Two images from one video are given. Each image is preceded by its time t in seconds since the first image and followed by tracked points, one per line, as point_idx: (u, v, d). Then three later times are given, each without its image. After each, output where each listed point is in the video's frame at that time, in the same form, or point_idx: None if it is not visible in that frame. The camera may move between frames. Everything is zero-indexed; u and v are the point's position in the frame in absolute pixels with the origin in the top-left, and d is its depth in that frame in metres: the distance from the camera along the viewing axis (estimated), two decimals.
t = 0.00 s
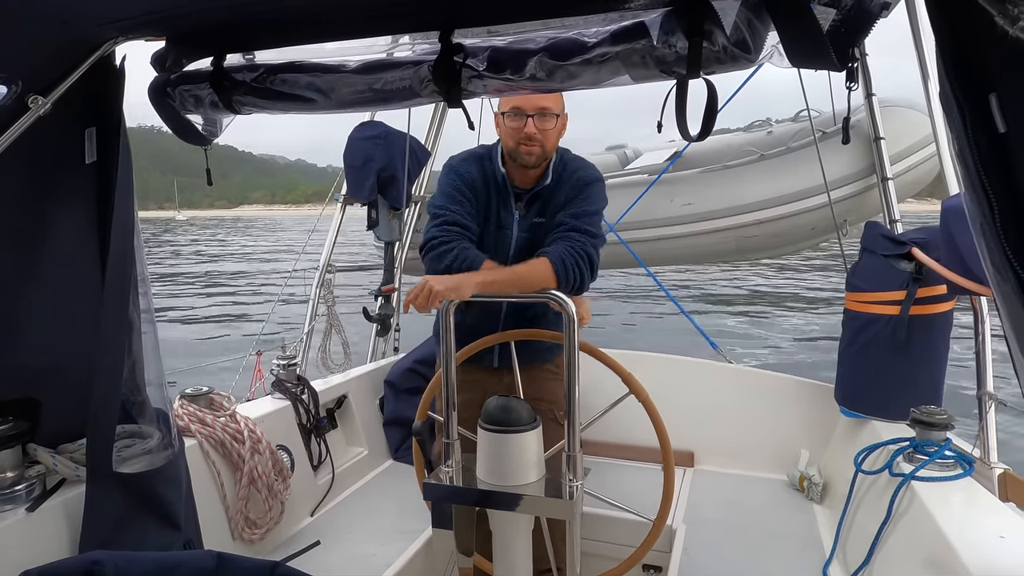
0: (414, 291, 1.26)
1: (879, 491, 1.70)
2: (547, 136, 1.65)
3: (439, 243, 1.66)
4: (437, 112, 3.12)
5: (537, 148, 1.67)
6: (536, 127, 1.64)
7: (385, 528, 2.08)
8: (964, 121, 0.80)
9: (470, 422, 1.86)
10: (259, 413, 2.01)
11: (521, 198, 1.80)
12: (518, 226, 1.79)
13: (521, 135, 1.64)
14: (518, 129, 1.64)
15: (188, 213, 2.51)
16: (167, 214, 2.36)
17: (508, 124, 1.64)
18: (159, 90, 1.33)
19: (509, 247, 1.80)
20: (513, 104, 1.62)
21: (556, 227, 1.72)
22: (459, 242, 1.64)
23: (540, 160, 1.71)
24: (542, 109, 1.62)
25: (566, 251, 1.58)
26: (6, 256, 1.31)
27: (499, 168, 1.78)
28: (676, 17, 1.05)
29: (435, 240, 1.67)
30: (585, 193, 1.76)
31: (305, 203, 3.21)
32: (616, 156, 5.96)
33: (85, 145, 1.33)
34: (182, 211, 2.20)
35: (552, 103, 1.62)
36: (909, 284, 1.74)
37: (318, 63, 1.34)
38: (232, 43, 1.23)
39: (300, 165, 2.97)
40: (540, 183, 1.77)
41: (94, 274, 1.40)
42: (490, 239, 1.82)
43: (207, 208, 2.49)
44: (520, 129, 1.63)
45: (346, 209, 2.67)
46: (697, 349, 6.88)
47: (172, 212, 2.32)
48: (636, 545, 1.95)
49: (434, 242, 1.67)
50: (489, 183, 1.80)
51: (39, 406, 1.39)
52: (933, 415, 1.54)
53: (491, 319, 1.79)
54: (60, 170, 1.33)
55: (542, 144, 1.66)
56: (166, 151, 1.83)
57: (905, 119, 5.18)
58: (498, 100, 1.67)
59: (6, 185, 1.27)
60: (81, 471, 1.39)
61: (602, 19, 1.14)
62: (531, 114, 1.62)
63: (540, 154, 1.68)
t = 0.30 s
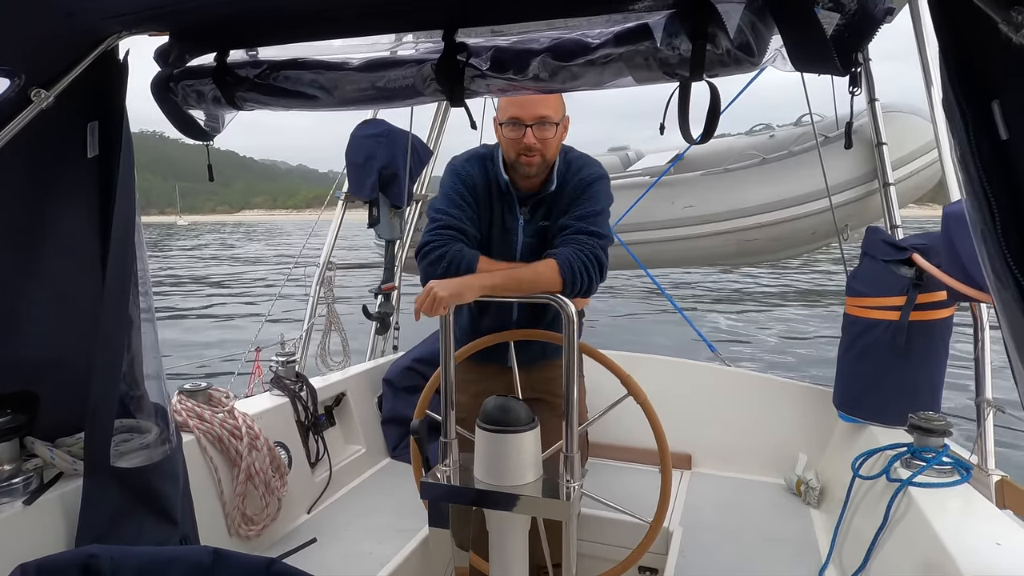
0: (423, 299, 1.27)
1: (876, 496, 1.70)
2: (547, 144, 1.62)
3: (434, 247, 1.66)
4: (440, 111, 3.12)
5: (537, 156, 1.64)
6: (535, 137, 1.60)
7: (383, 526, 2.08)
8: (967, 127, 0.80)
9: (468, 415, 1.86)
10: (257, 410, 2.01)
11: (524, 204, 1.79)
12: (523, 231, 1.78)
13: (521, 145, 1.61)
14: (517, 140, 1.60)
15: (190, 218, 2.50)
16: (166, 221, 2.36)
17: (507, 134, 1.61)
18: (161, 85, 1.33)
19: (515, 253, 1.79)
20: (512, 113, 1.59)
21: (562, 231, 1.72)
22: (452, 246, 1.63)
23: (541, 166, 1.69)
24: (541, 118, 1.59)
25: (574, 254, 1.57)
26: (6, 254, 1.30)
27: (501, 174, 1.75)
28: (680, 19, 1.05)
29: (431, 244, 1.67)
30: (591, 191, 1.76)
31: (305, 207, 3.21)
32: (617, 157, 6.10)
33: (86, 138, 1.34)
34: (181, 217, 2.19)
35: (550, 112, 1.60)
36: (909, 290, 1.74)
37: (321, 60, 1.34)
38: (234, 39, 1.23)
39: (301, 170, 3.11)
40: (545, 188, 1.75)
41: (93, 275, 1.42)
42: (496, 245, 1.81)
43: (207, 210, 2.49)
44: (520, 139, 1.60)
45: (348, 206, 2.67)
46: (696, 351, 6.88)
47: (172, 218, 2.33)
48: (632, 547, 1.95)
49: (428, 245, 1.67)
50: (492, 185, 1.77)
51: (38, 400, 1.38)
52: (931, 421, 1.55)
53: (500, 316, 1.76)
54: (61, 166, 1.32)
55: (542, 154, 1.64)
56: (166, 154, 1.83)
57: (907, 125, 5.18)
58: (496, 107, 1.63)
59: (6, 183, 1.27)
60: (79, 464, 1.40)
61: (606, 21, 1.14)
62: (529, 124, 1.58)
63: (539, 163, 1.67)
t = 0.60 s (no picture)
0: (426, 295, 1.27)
1: (874, 501, 1.70)
2: (539, 146, 1.60)
3: (432, 249, 1.65)
4: (442, 110, 3.12)
5: (530, 158, 1.63)
6: (528, 139, 1.57)
7: (380, 525, 2.08)
8: (970, 133, 0.80)
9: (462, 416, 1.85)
10: (256, 407, 2.01)
11: (517, 203, 1.77)
12: (514, 230, 1.77)
13: (514, 146, 1.60)
14: (510, 141, 1.59)
15: (189, 219, 2.50)
16: (166, 218, 2.36)
17: (500, 135, 1.59)
18: (165, 80, 1.34)
19: (507, 252, 1.78)
20: (506, 113, 1.57)
21: (557, 233, 1.71)
22: (449, 246, 1.62)
23: (535, 168, 1.67)
24: (535, 120, 1.56)
25: (573, 254, 1.58)
26: (6, 254, 1.31)
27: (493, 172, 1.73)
28: (684, 22, 1.05)
29: (428, 246, 1.66)
30: (584, 193, 1.76)
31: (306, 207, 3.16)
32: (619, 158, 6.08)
33: (89, 133, 1.33)
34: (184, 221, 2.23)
35: (545, 114, 1.57)
36: (909, 295, 1.74)
37: (324, 57, 1.34)
38: (237, 35, 1.23)
39: (301, 170, 3.08)
40: (538, 189, 1.73)
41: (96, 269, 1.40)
42: (489, 245, 1.80)
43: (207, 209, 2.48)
44: (513, 140, 1.58)
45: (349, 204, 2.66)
46: (695, 354, 6.88)
47: (173, 213, 2.33)
48: (629, 549, 1.95)
49: (426, 247, 1.66)
50: (483, 182, 1.76)
51: (34, 393, 1.38)
52: (929, 426, 1.53)
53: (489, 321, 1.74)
54: (62, 164, 1.33)
55: (535, 155, 1.62)
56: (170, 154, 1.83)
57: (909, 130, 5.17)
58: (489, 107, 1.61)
59: (6, 182, 1.28)
60: (77, 459, 1.40)
61: (610, 22, 1.14)
62: (523, 125, 1.56)
63: (533, 165, 1.65)
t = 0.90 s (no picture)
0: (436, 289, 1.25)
1: (871, 505, 1.70)
2: (534, 148, 1.61)
3: (430, 249, 1.62)
4: (444, 109, 3.12)
5: (524, 160, 1.64)
6: (524, 140, 1.58)
7: (377, 523, 2.08)
8: (973, 139, 0.80)
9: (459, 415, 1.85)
10: (254, 404, 2.01)
11: (508, 205, 1.77)
12: (504, 232, 1.75)
13: (509, 148, 1.60)
14: (506, 143, 1.58)
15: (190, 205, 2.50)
16: (167, 211, 2.36)
17: (496, 137, 1.58)
18: (166, 76, 1.33)
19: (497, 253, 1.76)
20: (503, 115, 1.56)
21: (551, 234, 1.70)
22: (448, 246, 1.60)
23: (528, 170, 1.68)
24: (530, 122, 1.57)
25: (574, 255, 1.58)
26: (4, 252, 1.31)
27: (487, 171, 1.70)
28: (687, 24, 1.05)
29: (426, 246, 1.62)
30: (574, 194, 1.76)
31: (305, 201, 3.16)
32: (621, 160, 6.18)
33: (91, 128, 1.33)
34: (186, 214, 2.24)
35: (539, 115, 1.58)
36: (909, 300, 1.74)
37: (327, 55, 1.34)
38: (240, 32, 1.23)
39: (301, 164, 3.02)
40: (529, 190, 1.74)
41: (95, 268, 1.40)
42: (479, 245, 1.77)
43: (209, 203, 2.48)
44: (508, 142, 1.58)
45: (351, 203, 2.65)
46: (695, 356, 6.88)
47: (174, 206, 2.33)
48: (626, 550, 1.95)
49: (423, 248, 1.63)
50: (475, 179, 1.73)
51: (32, 386, 1.38)
52: (928, 431, 1.54)
53: (476, 321, 1.72)
54: (63, 158, 1.32)
55: (528, 157, 1.63)
56: (172, 153, 1.84)
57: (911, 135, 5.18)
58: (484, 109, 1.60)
59: (6, 179, 1.28)
60: (75, 453, 1.40)
61: (613, 23, 1.14)
62: (519, 127, 1.56)
63: (526, 167, 1.66)
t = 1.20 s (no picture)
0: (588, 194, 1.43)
1: (870, 507, 1.70)
2: (535, 138, 1.64)
3: (428, 250, 1.58)
4: (445, 109, 3.12)
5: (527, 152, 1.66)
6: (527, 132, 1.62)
7: (376, 522, 2.08)
8: (973, 142, 0.80)
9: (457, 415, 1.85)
10: (253, 402, 2.01)
11: (502, 200, 1.75)
12: (498, 227, 1.75)
13: (514, 142, 1.62)
14: (511, 138, 1.61)
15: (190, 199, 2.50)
16: (167, 204, 2.36)
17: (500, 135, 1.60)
18: (168, 75, 1.33)
19: (491, 248, 1.76)
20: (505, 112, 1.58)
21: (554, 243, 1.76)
22: (446, 245, 1.57)
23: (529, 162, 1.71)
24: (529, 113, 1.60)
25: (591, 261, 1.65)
26: (5, 250, 1.31)
27: (480, 169, 1.71)
28: (689, 26, 1.05)
29: (423, 247, 1.59)
30: (570, 202, 1.81)
31: (306, 192, 3.11)
32: (622, 160, 6.16)
33: (91, 126, 1.33)
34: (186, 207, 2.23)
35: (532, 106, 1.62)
36: (909, 302, 1.73)
37: (329, 55, 1.34)
38: (240, 31, 1.23)
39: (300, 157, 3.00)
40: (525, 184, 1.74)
41: (94, 267, 1.41)
42: (473, 244, 1.76)
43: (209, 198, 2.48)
44: (513, 136, 1.60)
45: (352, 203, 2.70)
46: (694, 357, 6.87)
47: (173, 200, 2.33)
48: (624, 551, 1.95)
49: (420, 249, 1.59)
50: (465, 179, 1.73)
51: (31, 383, 1.38)
52: (927, 434, 1.55)
53: (475, 321, 1.72)
54: (65, 155, 1.32)
55: (530, 148, 1.66)
56: (171, 149, 1.83)
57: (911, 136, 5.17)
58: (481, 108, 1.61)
59: (6, 175, 1.27)
60: (74, 451, 1.39)
61: (615, 24, 1.14)
62: (522, 120, 1.59)
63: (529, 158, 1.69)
